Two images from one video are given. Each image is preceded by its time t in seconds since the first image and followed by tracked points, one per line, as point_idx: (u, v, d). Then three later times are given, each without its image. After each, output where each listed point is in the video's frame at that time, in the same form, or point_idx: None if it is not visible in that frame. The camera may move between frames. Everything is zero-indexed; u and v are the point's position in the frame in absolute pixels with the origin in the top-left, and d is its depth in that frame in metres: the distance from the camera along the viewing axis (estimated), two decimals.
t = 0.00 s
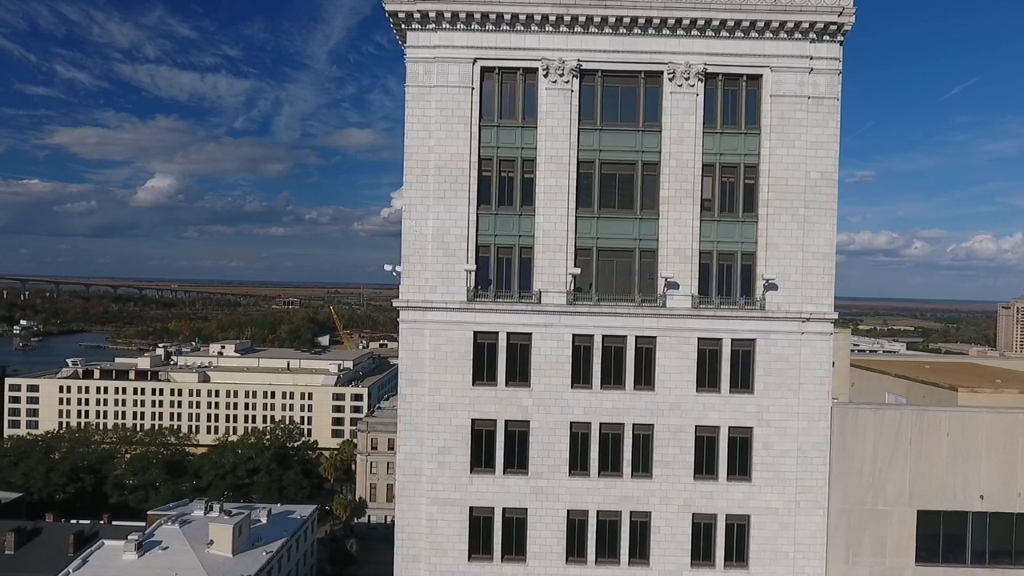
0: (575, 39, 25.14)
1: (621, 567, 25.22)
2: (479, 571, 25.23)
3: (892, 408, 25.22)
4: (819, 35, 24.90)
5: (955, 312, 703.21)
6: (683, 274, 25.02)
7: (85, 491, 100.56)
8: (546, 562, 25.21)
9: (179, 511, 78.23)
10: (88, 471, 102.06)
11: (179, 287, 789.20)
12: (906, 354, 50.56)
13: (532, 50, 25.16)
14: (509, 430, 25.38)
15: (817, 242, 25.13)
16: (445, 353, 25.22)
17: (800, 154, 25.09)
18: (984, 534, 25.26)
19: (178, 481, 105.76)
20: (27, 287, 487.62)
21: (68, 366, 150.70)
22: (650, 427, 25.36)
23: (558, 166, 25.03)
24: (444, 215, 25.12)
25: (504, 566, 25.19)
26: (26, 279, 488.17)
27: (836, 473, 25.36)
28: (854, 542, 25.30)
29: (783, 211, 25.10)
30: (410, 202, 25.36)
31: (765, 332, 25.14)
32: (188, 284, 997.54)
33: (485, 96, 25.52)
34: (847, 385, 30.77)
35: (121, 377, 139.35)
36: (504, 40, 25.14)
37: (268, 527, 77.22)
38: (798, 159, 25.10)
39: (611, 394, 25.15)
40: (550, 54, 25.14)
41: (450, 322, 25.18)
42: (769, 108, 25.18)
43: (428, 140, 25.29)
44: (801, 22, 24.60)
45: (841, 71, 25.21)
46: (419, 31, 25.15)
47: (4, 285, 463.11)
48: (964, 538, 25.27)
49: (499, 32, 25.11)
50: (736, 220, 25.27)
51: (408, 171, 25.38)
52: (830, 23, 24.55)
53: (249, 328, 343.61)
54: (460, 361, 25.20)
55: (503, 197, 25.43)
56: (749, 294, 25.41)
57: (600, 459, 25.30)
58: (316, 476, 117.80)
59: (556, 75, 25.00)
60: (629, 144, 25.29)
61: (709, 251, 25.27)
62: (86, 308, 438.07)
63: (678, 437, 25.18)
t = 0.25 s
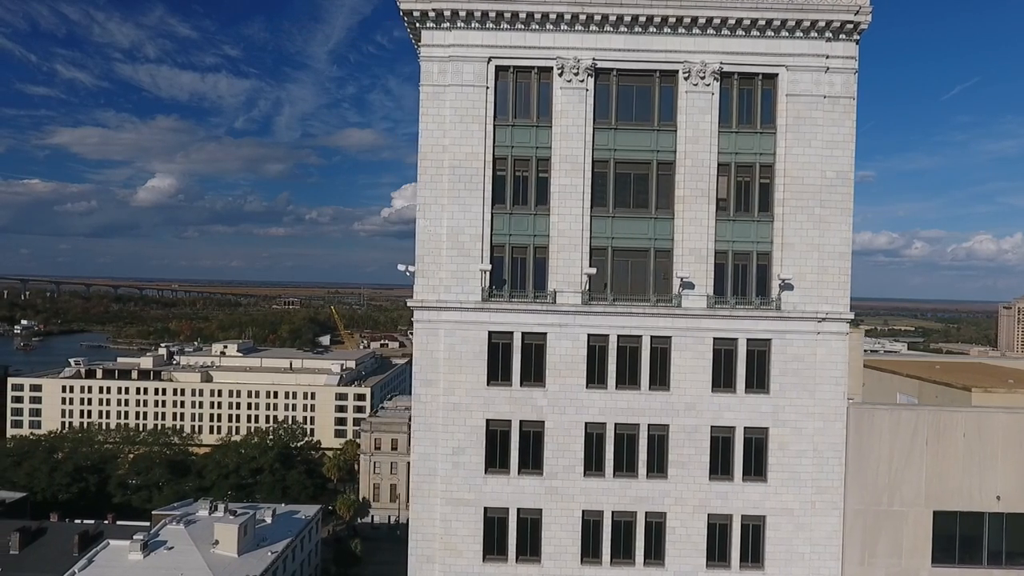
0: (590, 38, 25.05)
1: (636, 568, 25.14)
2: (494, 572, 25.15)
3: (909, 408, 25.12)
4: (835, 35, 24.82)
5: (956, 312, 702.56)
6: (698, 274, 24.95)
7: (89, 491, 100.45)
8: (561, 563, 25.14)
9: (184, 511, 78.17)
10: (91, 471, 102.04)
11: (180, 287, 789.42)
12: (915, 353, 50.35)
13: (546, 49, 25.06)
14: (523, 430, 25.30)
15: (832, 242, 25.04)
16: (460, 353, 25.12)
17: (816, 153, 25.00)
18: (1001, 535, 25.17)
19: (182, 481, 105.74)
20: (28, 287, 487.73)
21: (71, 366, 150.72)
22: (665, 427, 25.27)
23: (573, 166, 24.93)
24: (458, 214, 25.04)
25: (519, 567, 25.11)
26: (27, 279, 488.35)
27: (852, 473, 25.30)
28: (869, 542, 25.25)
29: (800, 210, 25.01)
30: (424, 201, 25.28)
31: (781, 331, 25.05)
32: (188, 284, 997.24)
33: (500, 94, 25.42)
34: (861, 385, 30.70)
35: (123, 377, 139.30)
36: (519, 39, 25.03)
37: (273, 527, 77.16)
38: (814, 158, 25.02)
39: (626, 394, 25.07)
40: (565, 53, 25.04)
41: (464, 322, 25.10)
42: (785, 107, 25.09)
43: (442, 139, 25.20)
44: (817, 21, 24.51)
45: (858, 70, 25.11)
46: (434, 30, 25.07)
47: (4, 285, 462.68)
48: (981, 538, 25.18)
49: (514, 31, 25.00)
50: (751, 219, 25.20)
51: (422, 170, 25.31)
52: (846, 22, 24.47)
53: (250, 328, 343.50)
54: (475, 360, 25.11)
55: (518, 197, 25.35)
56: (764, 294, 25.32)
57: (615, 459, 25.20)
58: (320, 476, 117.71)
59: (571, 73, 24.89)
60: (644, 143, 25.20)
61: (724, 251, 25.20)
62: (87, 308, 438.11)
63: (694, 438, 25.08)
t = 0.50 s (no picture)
0: (608, 36, 24.94)
1: (654, 569, 25.06)
2: (511, 573, 25.07)
3: (928, 408, 25.03)
4: (854, 34, 24.74)
5: (956, 312, 702.24)
6: (716, 273, 24.86)
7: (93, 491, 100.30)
8: (579, 564, 25.04)
9: (189, 510, 78.15)
10: (95, 471, 102.08)
11: (180, 287, 789.03)
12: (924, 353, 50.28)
13: (564, 48, 24.95)
14: (541, 430, 25.23)
15: (851, 241, 24.97)
16: (478, 353, 25.06)
17: (834, 152, 24.92)
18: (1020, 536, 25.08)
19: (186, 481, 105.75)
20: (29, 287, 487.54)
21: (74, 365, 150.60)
22: (683, 427, 25.19)
23: (591, 165, 24.85)
24: (476, 213, 24.95)
25: (536, 568, 25.02)
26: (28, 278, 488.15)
27: (870, 474, 25.22)
28: (888, 543, 25.15)
29: (818, 210, 24.94)
30: (442, 200, 25.19)
31: (799, 331, 24.96)
32: (189, 284, 996.95)
33: (517, 93, 25.33)
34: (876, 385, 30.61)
35: (126, 377, 139.21)
36: (536, 38, 24.94)
37: (278, 527, 77.09)
38: (832, 157, 24.94)
39: (645, 394, 24.99)
40: (583, 52, 24.95)
41: (482, 322, 25.02)
42: (804, 106, 25.01)
43: (460, 139, 25.11)
44: (836, 20, 24.42)
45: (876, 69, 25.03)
46: (451, 29, 24.97)
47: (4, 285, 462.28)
48: (1000, 539, 25.08)
49: (531, 30, 24.93)
50: (769, 219, 25.13)
51: (439, 169, 25.20)
52: (866, 21, 24.37)
53: (251, 328, 343.29)
54: (492, 360, 25.05)
55: (536, 196, 25.27)
56: (783, 294, 25.24)
57: (632, 460, 25.13)
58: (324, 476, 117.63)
59: (589, 72, 24.82)
60: (662, 142, 25.13)
61: (742, 250, 25.12)
62: (88, 308, 437.86)
63: (712, 438, 25.01)
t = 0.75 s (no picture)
0: (624, 35, 24.84)
1: (671, 569, 24.99)
2: (527, 574, 25.00)
3: (945, 408, 24.95)
4: (871, 33, 24.63)
5: (957, 312, 701.76)
6: (733, 273, 24.77)
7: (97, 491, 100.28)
8: (595, 564, 24.97)
9: (194, 510, 78.15)
10: (99, 471, 102.08)
11: (180, 287, 788.55)
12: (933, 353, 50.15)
13: (581, 47, 24.86)
14: (557, 431, 25.14)
15: (868, 241, 24.89)
16: (494, 353, 24.98)
17: (851, 152, 24.83)
18: None
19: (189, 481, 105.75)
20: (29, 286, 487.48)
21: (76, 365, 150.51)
22: (699, 428, 25.11)
23: (607, 164, 24.76)
24: (492, 213, 24.86)
25: (552, 568, 24.96)
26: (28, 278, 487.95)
27: (887, 474, 25.15)
28: (905, 543, 25.09)
29: (835, 210, 24.85)
30: (457, 200, 25.10)
31: (816, 331, 24.87)
32: (189, 284, 996.64)
33: (533, 93, 25.24)
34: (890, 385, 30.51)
35: (129, 377, 139.12)
36: (552, 37, 24.83)
37: (283, 527, 77.02)
38: (849, 157, 24.84)
39: (661, 394, 24.89)
40: (599, 51, 24.85)
41: (497, 322, 24.94)
42: (821, 105, 24.89)
43: (475, 138, 25.02)
44: (854, 19, 24.31)
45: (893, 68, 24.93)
46: (467, 28, 24.88)
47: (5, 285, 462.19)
48: (1017, 539, 25.00)
49: (547, 29, 24.83)
50: (786, 218, 25.04)
51: (455, 169, 25.11)
52: (884, 20, 24.26)
53: (251, 328, 343.09)
54: (508, 360, 24.96)
55: (551, 196, 25.20)
56: (799, 293, 25.16)
57: (649, 460, 25.04)
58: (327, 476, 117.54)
59: (605, 71, 24.73)
60: (678, 141, 25.03)
61: (759, 250, 25.04)
62: (88, 308, 437.68)
63: (729, 438, 24.93)
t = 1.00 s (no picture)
0: (643, 34, 24.76)
1: (689, 570, 24.91)
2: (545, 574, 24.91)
3: (964, 408, 24.85)
4: (891, 32, 24.56)
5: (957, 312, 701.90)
6: (753, 273, 24.69)
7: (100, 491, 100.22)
8: (613, 565, 24.89)
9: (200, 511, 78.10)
10: (102, 471, 101.94)
11: (181, 287, 789.26)
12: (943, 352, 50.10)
13: (600, 46, 24.78)
14: (575, 431, 25.05)
15: (888, 241, 24.80)
16: (512, 353, 24.90)
17: (871, 151, 24.76)
18: None
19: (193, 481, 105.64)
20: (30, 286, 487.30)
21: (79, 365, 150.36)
22: (718, 428, 25.03)
23: (626, 164, 24.69)
24: (510, 213, 24.78)
25: (571, 569, 24.87)
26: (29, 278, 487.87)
27: (906, 474, 25.06)
28: (924, 544, 24.97)
29: (854, 209, 24.76)
30: (475, 200, 25.03)
31: (836, 331, 24.78)
32: (189, 284, 996.34)
33: (552, 92, 25.16)
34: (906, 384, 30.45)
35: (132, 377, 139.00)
36: (571, 36, 24.74)
37: (289, 527, 76.92)
38: (869, 157, 24.77)
39: (680, 394, 24.82)
40: (618, 50, 24.80)
41: (516, 322, 24.86)
42: (840, 105, 24.81)
43: (494, 138, 24.94)
44: (874, 18, 24.24)
45: (913, 67, 24.86)
46: (485, 27, 24.78)
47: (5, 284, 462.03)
48: None
49: (566, 28, 24.74)
50: (805, 218, 24.98)
51: (473, 169, 25.02)
52: (904, 19, 24.19)
53: (252, 328, 343.09)
54: (527, 361, 24.88)
55: (570, 196, 25.12)
56: (818, 293, 25.08)
57: (667, 461, 24.95)
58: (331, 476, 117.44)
59: (624, 71, 24.67)
60: (697, 141, 24.97)
61: (778, 250, 24.96)
62: (88, 308, 437.55)
63: (748, 438, 24.86)
